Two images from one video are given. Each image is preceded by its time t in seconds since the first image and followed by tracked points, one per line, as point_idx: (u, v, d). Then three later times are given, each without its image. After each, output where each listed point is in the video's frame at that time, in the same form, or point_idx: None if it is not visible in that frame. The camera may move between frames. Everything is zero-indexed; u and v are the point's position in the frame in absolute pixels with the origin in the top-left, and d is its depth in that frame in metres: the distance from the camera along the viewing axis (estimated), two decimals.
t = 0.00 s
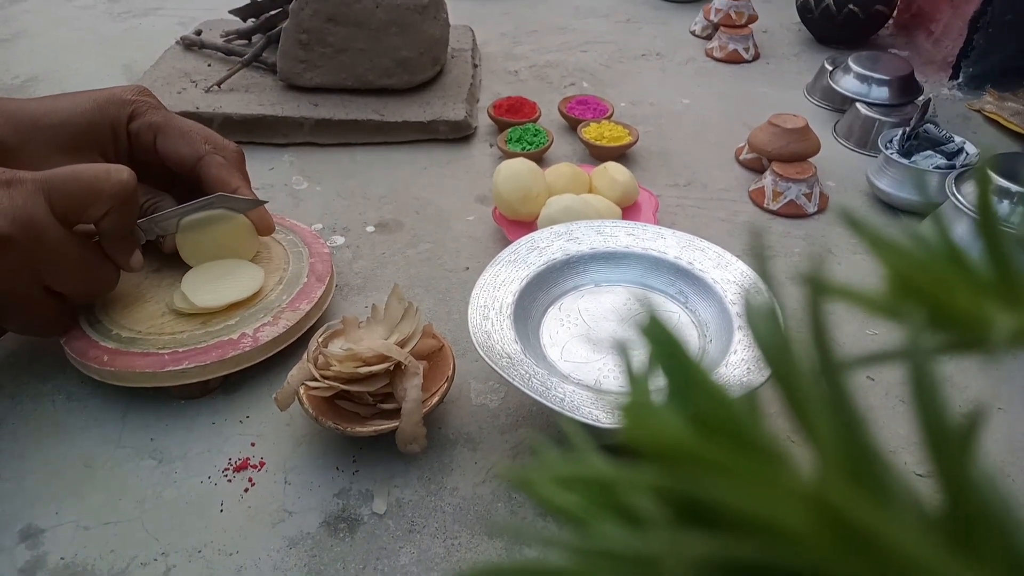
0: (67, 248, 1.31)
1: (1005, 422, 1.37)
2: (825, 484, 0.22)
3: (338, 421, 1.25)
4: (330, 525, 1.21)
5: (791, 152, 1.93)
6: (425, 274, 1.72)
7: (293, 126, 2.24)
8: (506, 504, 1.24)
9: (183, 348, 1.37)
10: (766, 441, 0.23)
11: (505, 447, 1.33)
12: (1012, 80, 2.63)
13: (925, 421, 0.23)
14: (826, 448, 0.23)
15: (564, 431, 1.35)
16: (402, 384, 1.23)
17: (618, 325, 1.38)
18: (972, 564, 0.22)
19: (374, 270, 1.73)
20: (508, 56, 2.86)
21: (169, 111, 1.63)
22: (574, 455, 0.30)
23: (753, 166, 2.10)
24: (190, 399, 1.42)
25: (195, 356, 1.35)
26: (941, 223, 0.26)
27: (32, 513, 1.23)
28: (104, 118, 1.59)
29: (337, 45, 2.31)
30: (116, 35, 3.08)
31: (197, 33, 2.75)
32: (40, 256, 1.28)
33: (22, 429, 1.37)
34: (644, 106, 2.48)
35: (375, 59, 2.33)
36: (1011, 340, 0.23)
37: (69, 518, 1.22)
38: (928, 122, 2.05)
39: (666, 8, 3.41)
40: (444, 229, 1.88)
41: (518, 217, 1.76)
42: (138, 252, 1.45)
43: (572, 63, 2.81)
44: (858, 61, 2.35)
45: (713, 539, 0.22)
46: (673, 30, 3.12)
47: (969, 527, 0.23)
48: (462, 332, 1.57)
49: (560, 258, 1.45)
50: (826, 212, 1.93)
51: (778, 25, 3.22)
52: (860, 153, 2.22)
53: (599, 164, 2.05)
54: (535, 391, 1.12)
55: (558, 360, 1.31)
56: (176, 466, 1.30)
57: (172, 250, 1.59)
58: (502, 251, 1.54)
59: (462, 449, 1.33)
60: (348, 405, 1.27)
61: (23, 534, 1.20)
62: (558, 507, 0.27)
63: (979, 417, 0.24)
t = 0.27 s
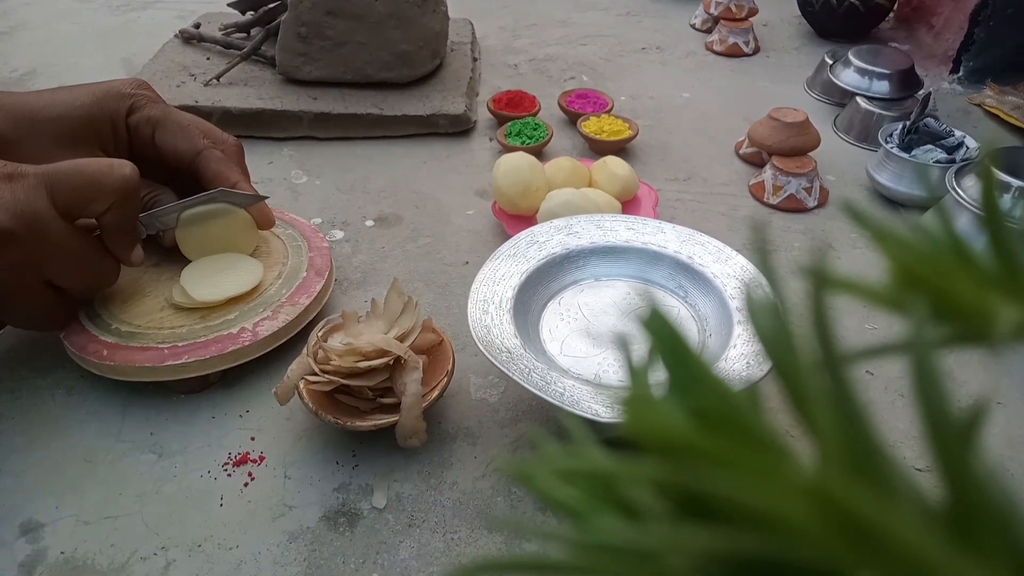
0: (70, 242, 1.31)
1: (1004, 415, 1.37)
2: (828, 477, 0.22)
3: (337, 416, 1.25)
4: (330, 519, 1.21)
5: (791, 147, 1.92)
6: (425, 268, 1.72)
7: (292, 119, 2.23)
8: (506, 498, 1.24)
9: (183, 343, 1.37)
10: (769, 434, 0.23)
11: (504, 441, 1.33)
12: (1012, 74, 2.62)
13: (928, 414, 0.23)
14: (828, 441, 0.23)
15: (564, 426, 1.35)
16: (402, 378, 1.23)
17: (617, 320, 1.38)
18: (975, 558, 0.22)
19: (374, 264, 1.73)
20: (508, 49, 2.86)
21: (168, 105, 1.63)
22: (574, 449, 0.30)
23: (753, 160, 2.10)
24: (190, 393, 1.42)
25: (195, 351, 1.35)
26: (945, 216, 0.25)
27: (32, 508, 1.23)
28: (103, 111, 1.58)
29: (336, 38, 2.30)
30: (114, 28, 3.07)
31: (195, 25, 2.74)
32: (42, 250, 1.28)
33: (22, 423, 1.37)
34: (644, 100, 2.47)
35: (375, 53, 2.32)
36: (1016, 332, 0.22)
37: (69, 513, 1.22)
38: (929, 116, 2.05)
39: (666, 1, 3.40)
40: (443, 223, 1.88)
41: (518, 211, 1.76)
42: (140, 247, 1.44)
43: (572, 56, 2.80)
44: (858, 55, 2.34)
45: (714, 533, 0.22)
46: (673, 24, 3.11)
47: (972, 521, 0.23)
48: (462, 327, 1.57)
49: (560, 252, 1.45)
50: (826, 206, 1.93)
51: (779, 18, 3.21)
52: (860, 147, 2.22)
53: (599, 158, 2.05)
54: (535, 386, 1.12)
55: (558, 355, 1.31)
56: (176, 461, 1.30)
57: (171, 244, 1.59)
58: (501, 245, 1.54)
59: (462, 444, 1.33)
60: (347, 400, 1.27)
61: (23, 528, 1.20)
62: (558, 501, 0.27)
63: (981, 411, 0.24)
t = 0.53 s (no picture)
0: (73, 241, 1.31)
1: (1005, 416, 1.37)
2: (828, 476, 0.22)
3: (338, 416, 1.25)
4: (330, 519, 1.21)
5: (791, 146, 1.92)
6: (425, 268, 1.72)
7: (292, 119, 2.23)
8: (506, 498, 1.24)
9: (183, 343, 1.37)
10: (770, 434, 0.23)
11: (504, 441, 1.33)
12: (1012, 74, 2.62)
13: (928, 413, 0.23)
14: (828, 440, 0.23)
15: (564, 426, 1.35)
16: (402, 378, 1.23)
17: (617, 319, 1.38)
18: (976, 557, 0.22)
19: (374, 264, 1.73)
20: (508, 49, 2.86)
21: (169, 104, 1.63)
22: (573, 449, 0.30)
23: (753, 160, 2.10)
24: (190, 393, 1.42)
25: (195, 351, 1.35)
26: (946, 216, 0.25)
27: (32, 507, 1.23)
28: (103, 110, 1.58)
29: (336, 38, 2.30)
30: (114, 28, 3.07)
31: (195, 25, 2.74)
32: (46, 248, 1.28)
33: (21, 423, 1.37)
34: (644, 100, 2.47)
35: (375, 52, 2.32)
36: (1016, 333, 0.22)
37: (69, 513, 1.22)
38: (929, 116, 2.05)
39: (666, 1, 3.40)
40: (443, 223, 1.88)
41: (518, 210, 1.76)
42: (141, 247, 1.44)
43: (572, 56, 2.80)
44: (858, 55, 2.34)
45: (714, 532, 0.22)
46: (673, 24, 3.11)
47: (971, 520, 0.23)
48: (462, 327, 1.57)
49: (560, 252, 1.45)
50: (826, 206, 1.93)
51: (779, 18, 3.21)
52: (860, 147, 2.22)
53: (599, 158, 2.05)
54: (535, 386, 1.12)
55: (558, 355, 1.31)
56: (176, 460, 1.30)
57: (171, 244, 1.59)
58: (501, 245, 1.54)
59: (462, 444, 1.33)
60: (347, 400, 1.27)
61: (23, 528, 1.20)
62: (557, 500, 0.27)
63: (981, 411, 0.24)
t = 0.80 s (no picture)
0: (75, 238, 1.31)
1: (1004, 416, 1.37)
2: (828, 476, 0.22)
3: (338, 415, 1.25)
4: (330, 518, 1.21)
5: (791, 146, 1.92)
6: (425, 267, 1.72)
7: (292, 118, 2.23)
8: (506, 498, 1.24)
9: (183, 342, 1.37)
10: (769, 432, 0.23)
11: (504, 441, 1.33)
12: (1012, 73, 2.62)
13: (928, 413, 0.23)
14: (828, 439, 0.23)
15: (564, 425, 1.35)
16: (402, 377, 1.23)
17: (617, 318, 1.38)
18: (976, 557, 0.22)
19: (374, 263, 1.73)
20: (508, 48, 2.85)
21: (168, 103, 1.62)
22: (573, 447, 0.30)
23: (753, 159, 2.10)
24: (189, 393, 1.42)
25: (195, 350, 1.35)
26: (946, 215, 0.25)
27: (32, 507, 1.23)
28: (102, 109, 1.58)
29: (336, 37, 2.30)
30: (114, 27, 3.06)
31: (195, 24, 2.73)
32: (48, 245, 1.28)
33: (21, 423, 1.37)
34: (644, 99, 2.47)
35: (375, 51, 2.32)
36: (1016, 333, 0.22)
37: (69, 512, 1.22)
38: (929, 115, 2.05)
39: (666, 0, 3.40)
40: (443, 222, 1.87)
41: (518, 210, 1.76)
42: (142, 245, 1.44)
43: (572, 55, 2.80)
44: (858, 54, 2.34)
45: (714, 531, 0.22)
46: (673, 23, 3.11)
47: (970, 519, 0.23)
48: (462, 326, 1.57)
49: (561, 251, 1.45)
50: (826, 205, 1.93)
51: (779, 17, 3.21)
52: (860, 146, 2.22)
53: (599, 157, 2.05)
54: (535, 385, 1.12)
55: (559, 354, 1.31)
56: (176, 460, 1.30)
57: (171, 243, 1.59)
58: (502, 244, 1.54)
59: (462, 443, 1.33)
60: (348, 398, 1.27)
61: (23, 527, 1.20)
62: (558, 499, 0.27)
63: (981, 410, 0.24)
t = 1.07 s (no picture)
0: (74, 237, 1.30)
1: (1005, 415, 1.37)
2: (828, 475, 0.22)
3: (338, 415, 1.25)
4: (330, 518, 1.21)
5: (791, 146, 1.92)
6: (425, 267, 1.72)
7: (292, 118, 2.23)
8: (506, 498, 1.24)
9: (183, 342, 1.37)
10: (770, 432, 0.23)
11: (504, 441, 1.33)
12: (1013, 73, 2.62)
13: (928, 413, 0.22)
14: (828, 438, 0.23)
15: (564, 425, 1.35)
16: (402, 377, 1.23)
17: (618, 319, 1.38)
18: (976, 556, 0.22)
19: (374, 263, 1.73)
20: (508, 48, 2.85)
21: (168, 102, 1.62)
22: (573, 448, 0.30)
23: (753, 159, 2.10)
24: (189, 393, 1.42)
25: (195, 350, 1.35)
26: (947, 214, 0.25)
27: (32, 507, 1.23)
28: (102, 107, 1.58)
29: (335, 37, 2.30)
30: (114, 27, 3.06)
31: (195, 24, 2.73)
32: (47, 244, 1.28)
33: (21, 423, 1.37)
34: (644, 99, 2.47)
35: (375, 51, 2.32)
36: (1017, 332, 0.22)
37: (68, 512, 1.22)
38: (929, 115, 2.05)
39: None
40: (443, 222, 1.87)
41: (518, 210, 1.76)
42: (141, 245, 1.44)
43: (572, 55, 2.79)
44: (858, 54, 2.34)
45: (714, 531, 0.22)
46: (674, 23, 3.11)
47: (971, 519, 0.23)
48: (462, 326, 1.57)
49: (561, 251, 1.45)
50: (826, 205, 1.93)
51: (779, 17, 3.21)
52: (860, 146, 2.22)
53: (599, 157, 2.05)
54: (535, 385, 1.12)
55: (558, 354, 1.31)
56: (176, 460, 1.30)
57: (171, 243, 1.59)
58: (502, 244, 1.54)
59: (462, 443, 1.33)
60: (347, 399, 1.27)
61: (23, 527, 1.20)
62: (559, 499, 0.27)
63: (982, 410, 0.24)
